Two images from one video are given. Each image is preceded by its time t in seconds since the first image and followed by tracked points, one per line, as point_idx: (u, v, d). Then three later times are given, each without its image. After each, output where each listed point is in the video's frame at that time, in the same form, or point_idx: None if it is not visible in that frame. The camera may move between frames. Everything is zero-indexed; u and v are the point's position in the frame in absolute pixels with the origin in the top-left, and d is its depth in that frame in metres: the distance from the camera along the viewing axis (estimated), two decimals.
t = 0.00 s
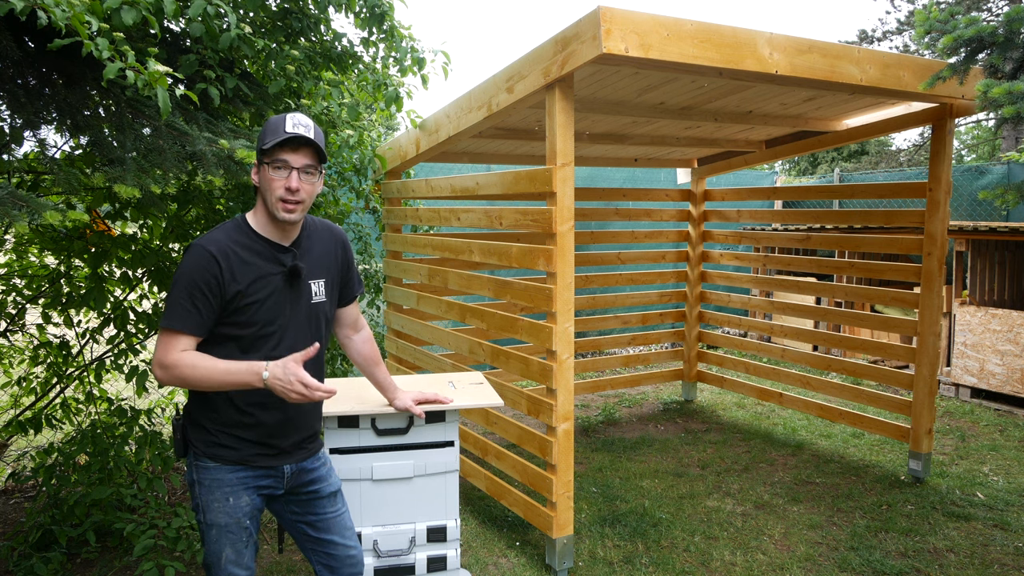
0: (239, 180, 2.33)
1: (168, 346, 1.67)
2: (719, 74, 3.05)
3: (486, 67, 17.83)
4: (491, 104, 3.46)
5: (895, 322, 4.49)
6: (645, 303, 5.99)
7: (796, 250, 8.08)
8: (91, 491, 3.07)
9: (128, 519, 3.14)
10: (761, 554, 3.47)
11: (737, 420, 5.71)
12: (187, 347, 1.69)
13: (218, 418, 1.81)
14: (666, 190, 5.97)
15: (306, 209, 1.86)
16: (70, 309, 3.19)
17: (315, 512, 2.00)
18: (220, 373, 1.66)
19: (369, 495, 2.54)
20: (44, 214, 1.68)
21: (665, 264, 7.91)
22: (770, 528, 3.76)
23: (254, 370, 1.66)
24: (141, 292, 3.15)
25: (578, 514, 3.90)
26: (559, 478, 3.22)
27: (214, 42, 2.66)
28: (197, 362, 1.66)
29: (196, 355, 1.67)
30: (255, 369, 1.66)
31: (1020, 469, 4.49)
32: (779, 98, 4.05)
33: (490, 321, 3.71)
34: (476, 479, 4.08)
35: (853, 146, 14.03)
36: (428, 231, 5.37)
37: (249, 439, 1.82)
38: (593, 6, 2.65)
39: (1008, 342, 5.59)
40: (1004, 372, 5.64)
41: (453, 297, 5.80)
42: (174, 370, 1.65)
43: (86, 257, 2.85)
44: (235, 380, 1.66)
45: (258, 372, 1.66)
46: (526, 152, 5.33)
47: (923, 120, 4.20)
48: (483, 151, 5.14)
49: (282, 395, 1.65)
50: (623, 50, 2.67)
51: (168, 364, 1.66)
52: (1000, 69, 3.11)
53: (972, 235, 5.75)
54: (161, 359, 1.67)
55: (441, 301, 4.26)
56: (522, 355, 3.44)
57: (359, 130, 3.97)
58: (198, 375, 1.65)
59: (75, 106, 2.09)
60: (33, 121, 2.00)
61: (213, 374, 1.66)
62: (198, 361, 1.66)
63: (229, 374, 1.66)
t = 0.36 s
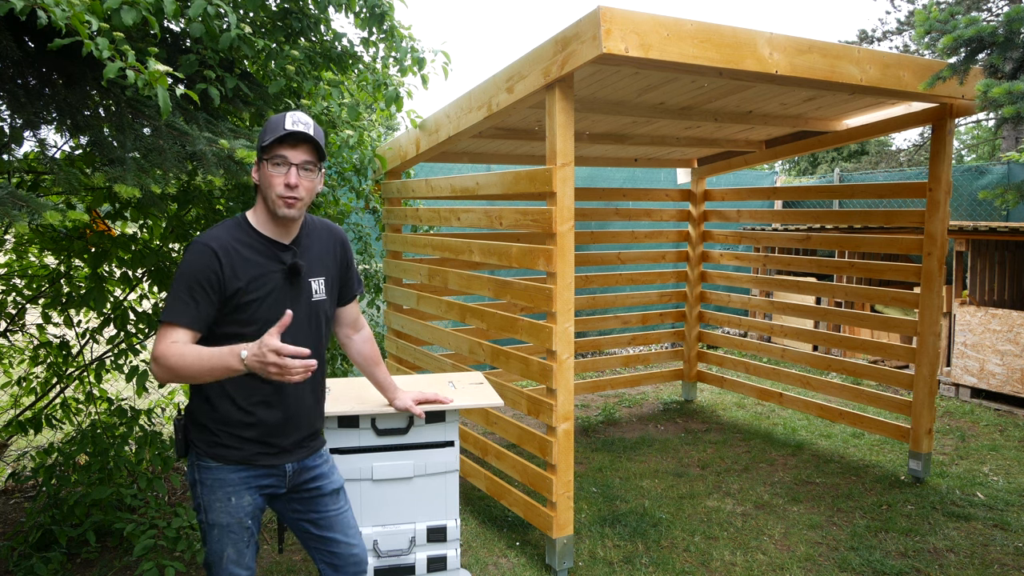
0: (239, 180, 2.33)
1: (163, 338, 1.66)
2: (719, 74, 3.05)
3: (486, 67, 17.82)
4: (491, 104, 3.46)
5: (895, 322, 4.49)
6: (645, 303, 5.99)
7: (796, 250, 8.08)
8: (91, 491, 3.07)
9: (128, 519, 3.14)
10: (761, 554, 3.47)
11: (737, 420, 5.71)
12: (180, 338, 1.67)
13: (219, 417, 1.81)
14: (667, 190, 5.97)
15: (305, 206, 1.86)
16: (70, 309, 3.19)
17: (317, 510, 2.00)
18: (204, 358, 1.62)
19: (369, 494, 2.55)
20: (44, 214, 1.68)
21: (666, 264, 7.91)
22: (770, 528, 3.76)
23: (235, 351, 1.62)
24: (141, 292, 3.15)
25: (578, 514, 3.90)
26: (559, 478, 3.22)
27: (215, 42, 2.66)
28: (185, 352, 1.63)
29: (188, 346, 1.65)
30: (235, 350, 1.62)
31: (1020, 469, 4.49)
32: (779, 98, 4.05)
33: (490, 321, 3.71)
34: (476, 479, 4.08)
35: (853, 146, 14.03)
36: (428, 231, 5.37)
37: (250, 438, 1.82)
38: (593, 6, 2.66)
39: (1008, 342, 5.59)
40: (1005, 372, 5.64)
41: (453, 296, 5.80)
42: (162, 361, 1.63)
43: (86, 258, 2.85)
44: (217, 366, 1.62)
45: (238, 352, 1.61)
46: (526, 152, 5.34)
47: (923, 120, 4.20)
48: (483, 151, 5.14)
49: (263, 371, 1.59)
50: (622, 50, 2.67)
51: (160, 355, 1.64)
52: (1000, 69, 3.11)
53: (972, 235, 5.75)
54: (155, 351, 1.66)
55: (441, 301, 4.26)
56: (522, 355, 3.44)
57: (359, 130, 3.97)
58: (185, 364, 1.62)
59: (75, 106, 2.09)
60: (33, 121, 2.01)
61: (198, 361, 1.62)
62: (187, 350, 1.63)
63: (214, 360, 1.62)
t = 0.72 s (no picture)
0: (239, 180, 2.33)
1: (171, 346, 1.68)
2: (719, 74, 3.05)
3: (486, 67, 17.82)
4: (491, 104, 3.46)
5: (895, 322, 4.49)
6: (645, 303, 5.99)
7: (796, 250, 8.09)
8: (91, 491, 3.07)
9: (128, 519, 3.14)
10: (761, 554, 3.47)
11: (737, 420, 5.71)
12: (194, 349, 1.70)
13: (221, 417, 1.81)
14: (667, 190, 5.97)
15: (309, 207, 1.86)
16: (70, 309, 3.19)
17: (316, 509, 1.99)
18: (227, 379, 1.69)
19: (369, 494, 2.55)
20: (44, 214, 1.68)
21: (665, 264, 7.91)
22: (770, 528, 3.76)
23: (265, 380, 1.72)
24: (141, 292, 3.15)
25: (578, 514, 3.90)
26: (559, 478, 3.22)
27: (215, 42, 2.66)
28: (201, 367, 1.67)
29: (204, 360, 1.68)
30: (265, 380, 1.72)
31: (1020, 469, 4.49)
32: (779, 98, 4.05)
33: (490, 321, 3.71)
34: (476, 479, 4.08)
35: (853, 146, 14.03)
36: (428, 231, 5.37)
37: (252, 438, 1.82)
38: (593, 6, 2.66)
39: (1008, 342, 5.59)
40: (1004, 372, 5.64)
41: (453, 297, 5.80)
42: (177, 373, 1.66)
43: (86, 257, 2.86)
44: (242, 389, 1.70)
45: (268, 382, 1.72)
46: (526, 152, 5.33)
47: (923, 120, 4.20)
48: (483, 151, 5.14)
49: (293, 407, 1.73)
50: (623, 50, 2.67)
51: (171, 365, 1.67)
52: (1000, 69, 3.11)
53: (972, 235, 5.75)
54: (165, 360, 1.68)
55: (441, 301, 4.26)
56: (522, 355, 3.44)
57: (359, 130, 3.97)
58: (203, 383, 1.67)
59: (75, 106, 2.09)
60: (33, 121, 2.00)
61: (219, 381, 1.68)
62: (203, 367, 1.67)
63: (240, 383, 1.70)
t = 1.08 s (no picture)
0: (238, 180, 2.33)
1: (212, 353, 1.63)
2: (719, 74, 3.05)
3: (486, 67, 17.81)
4: (490, 105, 3.46)
5: (895, 322, 4.49)
6: (645, 303, 5.99)
7: (796, 250, 8.09)
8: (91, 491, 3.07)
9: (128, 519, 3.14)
10: (761, 554, 3.47)
11: (737, 420, 5.71)
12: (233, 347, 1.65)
13: (227, 418, 1.80)
14: (667, 190, 5.97)
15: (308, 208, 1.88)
16: (70, 309, 3.20)
17: (316, 505, 2.00)
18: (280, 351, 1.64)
19: (369, 495, 2.55)
20: (44, 215, 1.68)
21: (666, 264, 7.91)
22: (770, 528, 3.76)
23: (308, 322, 1.64)
24: (141, 292, 3.15)
25: (577, 514, 3.90)
26: (559, 478, 3.22)
27: (214, 42, 2.66)
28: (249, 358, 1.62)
29: (249, 349, 1.63)
30: (309, 324, 1.65)
31: (1020, 469, 4.49)
32: (779, 98, 4.05)
33: (490, 321, 3.71)
34: (476, 479, 4.08)
35: (853, 146, 14.03)
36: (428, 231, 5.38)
37: (259, 437, 1.82)
38: (593, 6, 2.65)
39: (1008, 342, 5.59)
40: (1005, 372, 5.64)
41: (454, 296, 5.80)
42: (234, 374, 1.61)
43: (86, 258, 2.86)
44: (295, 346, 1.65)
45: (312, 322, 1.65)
46: (526, 152, 5.33)
47: (923, 120, 4.20)
48: (483, 151, 5.14)
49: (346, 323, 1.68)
50: (622, 50, 2.67)
51: (223, 370, 1.61)
52: (1000, 69, 3.11)
53: (972, 235, 5.75)
54: (214, 369, 1.62)
55: (442, 301, 4.26)
56: (521, 355, 3.44)
57: (359, 130, 3.97)
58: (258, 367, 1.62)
59: (75, 106, 2.09)
60: (33, 121, 2.00)
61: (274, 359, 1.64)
62: (255, 354, 1.62)
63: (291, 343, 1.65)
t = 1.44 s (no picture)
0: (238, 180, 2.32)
1: (236, 360, 1.64)
2: (719, 74, 3.05)
3: (485, 66, 17.83)
4: (490, 104, 3.47)
5: (895, 322, 4.49)
6: (645, 303, 5.99)
7: (796, 250, 8.09)
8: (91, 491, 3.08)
9: (128, 519, 3.15)
10: (761, 554, 3.47)
11: (737, 420, 5.71)
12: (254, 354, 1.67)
13: (243, 419, 1.78)
14: (667, 190, 5.97)
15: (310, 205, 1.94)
16: (70, 309, 3.20)
17: (313, 500, 2.00)
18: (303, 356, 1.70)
19: (369, 495, 2.55)
20: (44, 215, 1.68)
21: (666, 264, 7.91)
22: (770, 528, 3.76)
23: (332, 333, 1.72)
24: (141, 292, 3.15)
25: (577, 514, 3.90)
26: (559, 478, 3.22)
27: (214, 42, 2.66)
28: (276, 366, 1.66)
29: (273, 356, 1.67)
30: (333, 334, 1.72)
31: (1020, 469, 4.49)
32: (779, 98, 4.04)
33: (490, 320, 3.71)
34: (476, 479, 4.07)
35: (853, 146, 14.04)
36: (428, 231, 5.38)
37: (273, 437, 1.83)
38: (593, 6, 2.65)
39: (1008, 342, 5.58)
40: (1005, 372, 5.64)
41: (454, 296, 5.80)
42: (261, 380, 1.64)
43: (86, 258, 2.86)
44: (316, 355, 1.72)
45: (336, 333, 1.73)
46: (526, 152, 5.33)
47: (923, 120, 4.20)
48: (483, 151, 5.14)
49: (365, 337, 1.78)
50: (622, 50, 2.67)
51: (248, 377, 1.63)
52: (1000, 69, 3.10)
53: (972, 235, 5.75)
54: (240, 377, 1.63)
55: (442, 301, 4.25)
56: (522, 355, 3.44)
57: (359, 130, 3.97)
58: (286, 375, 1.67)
59: (75, 106, 2.09)
60: (33, 121, 2.00)
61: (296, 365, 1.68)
62: (279, 359, 1.66)
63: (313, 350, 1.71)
